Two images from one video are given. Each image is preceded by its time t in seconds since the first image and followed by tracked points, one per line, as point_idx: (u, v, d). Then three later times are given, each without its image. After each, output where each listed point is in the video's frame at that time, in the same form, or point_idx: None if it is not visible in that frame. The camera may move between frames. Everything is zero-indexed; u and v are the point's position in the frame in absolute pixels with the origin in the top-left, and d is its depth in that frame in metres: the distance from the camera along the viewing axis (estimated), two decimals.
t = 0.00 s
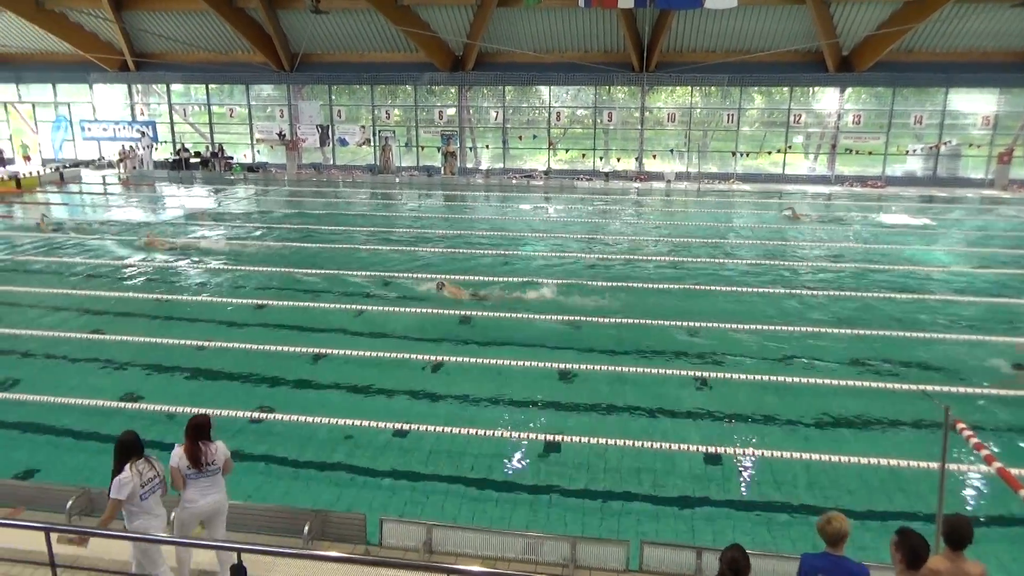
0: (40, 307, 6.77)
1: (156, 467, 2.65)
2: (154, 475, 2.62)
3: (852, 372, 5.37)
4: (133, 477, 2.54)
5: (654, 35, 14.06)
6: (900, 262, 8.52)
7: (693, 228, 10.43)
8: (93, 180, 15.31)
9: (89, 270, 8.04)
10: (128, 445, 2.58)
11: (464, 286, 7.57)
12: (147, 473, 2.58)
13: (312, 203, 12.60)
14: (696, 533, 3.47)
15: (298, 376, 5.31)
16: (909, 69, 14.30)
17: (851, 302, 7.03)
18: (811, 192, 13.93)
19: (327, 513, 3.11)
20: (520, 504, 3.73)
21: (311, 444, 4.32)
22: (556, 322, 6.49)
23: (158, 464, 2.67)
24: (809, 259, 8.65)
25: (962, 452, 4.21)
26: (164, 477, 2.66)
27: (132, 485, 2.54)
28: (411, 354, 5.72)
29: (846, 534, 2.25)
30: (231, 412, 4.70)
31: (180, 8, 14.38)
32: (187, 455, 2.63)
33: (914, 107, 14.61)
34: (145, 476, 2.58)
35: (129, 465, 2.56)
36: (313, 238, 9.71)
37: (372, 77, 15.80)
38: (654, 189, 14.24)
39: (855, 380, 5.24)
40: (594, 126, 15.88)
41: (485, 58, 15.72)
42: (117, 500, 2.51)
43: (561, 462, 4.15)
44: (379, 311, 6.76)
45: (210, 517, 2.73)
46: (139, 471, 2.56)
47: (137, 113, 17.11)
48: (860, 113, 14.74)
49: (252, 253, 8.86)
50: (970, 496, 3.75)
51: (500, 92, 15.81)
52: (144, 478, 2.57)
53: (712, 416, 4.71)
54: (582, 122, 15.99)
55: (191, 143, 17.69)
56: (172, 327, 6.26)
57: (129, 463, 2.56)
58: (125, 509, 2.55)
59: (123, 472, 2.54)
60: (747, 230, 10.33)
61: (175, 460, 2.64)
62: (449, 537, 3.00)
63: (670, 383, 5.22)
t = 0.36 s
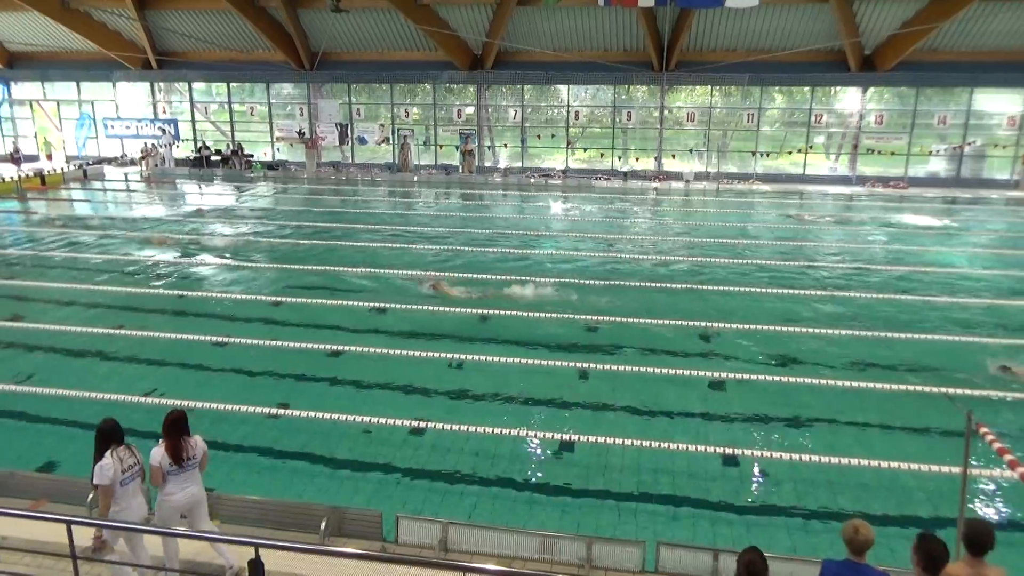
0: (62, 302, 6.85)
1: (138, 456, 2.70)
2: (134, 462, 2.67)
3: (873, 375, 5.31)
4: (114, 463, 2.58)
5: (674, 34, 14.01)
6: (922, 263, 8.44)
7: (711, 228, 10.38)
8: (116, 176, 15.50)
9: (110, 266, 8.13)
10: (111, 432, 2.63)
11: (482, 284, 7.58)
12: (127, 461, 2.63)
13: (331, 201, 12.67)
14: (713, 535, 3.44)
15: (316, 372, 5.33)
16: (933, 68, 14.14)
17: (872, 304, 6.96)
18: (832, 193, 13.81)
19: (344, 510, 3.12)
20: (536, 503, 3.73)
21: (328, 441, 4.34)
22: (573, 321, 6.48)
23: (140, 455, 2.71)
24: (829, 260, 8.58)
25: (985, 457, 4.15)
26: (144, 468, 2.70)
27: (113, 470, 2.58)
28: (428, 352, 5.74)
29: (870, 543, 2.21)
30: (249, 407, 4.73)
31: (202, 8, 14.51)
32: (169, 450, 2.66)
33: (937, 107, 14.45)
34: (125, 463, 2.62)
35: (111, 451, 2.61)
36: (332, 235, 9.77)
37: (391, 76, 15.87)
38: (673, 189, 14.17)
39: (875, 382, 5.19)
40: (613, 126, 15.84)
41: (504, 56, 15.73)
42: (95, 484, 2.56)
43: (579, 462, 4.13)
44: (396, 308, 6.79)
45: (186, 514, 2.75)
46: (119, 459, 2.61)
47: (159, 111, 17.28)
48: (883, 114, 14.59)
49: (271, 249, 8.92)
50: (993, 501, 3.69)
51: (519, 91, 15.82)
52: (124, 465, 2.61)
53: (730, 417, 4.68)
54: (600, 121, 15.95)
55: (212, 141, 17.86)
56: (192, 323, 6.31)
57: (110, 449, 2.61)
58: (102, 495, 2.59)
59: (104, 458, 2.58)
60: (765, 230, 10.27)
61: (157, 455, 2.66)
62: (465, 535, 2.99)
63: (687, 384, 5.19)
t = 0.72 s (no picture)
0: (83, 299, 6.94)
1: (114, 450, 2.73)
2: (110, 457, 2.71)
3: (893, 377, 5.26)
4: (92, 462, 2.61)
5: (692, 33, 13.93)
6: (942, 264, 8.34)
7: (728, 229, 10.32)
8: (135, 175, 15.65)
9: (130, 263, 8.22)
10: (86, 431, 2.64)
11: (497, 283, 7.58)
12: (104, 457, 2.67)
13: (347, 200, 12.71)
14: (728, 537, 3.42)
15: (331, 371, 5.36)
16: (955, 67, 13.96)
17: (891, 305, 6.89)
18: (851, 193, 13.68)
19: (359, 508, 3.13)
20: (550, 503, 3.72)
21: (343, 439, 4.36)
22: (588, 322, 6.46)
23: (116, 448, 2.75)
24: (847, 261, 8.50)
25: (1006, 460, 4.09)
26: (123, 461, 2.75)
27: (92, 468, 2.61)
28: (443, 351, 5.75)
29: (891, 549, 2.19)
30: (266, 405, 4.77)
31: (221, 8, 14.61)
32: (152, 446, 2.69)
33: (959, 106, 14.28)
34: (102, 459, 2.66)
35: (87, 449, 2.64)
36: (348, 234, 9.81)
37: (408, 75, 15.91)
38: (689, 189, 14.09)
39: (893, 385, 5.13)
40: (630, 125, 15.79)
41: (521, 56, 15.72)
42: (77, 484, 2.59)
43: (593, 462, 4.13)
44: (411, 307, 6.81)
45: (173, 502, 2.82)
46: (97, 456, 2.64)
47: (178, 110, 17.43)
48: (903, 113, 14.44)
49: (287, 248, 8.98)
50: (1013, 505, 3.65)
51: (535, 90, 15.79)
52: (102, 462, 2.65)
53: (746, 418, 4.65)
54: (617, 120, 15.91)
55: (231, 140, 18.02)
56: (210, 320, 6.37)
57: (85, 448, 2.63)
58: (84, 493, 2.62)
59: (82, 457, 2.60)
60: (783, 230, 10.19)
61: (140, 451, 2.69)
62: (479, 534, 3.00)
63: (703, 385, 5.17)
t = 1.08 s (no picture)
0: (98, 298, 6.99)
1: (87, 448, 2.76)
2: (84, 456, 2.74)
3: (908, 378, 5.21)
4: (66, 459, 2.65)
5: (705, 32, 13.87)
6: (958, 265, 8.26)
7: (741, 229, 10.26)
8: (150, 175, 15.78)
9: (144, 263, 8.27)
10: (59, 428, 2.68)
11: (509, 283, 7.58)
12: (78, 455, 2.71)
13: (360, 199, 12.76)
14: (742, 539, 3.39)
15: (343, 370, 5.38)
16: (972, 66, 13.82)
17: (906, 306, 6.82)
18: (866, 193, 13.57)
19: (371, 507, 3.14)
20: (560, 504, 3.71)
21: (356, 438, 4.36)
22: (601, 322, 6.45)
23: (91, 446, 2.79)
24: (862, 261, 8.43)
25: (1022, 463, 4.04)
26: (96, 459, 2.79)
27: (66, 466, 2.65)
28: (455, 351, 5.75)
29: (908, 554, 2.17)
30: (278, 404, 4.79)
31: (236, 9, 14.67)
32: (132, 437, 2.78)
33: (976, 105, 14.14)
34: (77, 457, 2.69)
35: (63, 447, 2.67)
36: (360, 233, 9.84)
37: (420, 75, 15.95)
38: (702, 188, 14.03)
39: (907, 386, 5.09)
40: (643, 125, 15.74)
41: (533, 56, 15.72)
42: (52, 481, 2.62)
43: (604, 462, 4.12)
44: (423, 306, 6.82)
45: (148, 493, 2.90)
46: (71, 453, 2.67)
47: (193, 111, 17.54)
48: (919, 112, 14.31)
49: (300, 248, 9.01)
50: None
51: (548, 90, 15.78)
52: (76, 459, 2.68)
53: (759, 419, 4.63)
54: (629, 120, 15.87)
55: (244, 140, 18.11)
56: (222, 320, 6.40)
57: (62, 445, 2.66)
58: (58, 490, 2.65)
59: (57, 454, 2.64)
60: (797, 230, 10.12)
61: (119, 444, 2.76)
62: (491, 534, 2.99)
63: (716, 385, 5.14)
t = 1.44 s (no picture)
0: (110, 298, 7.03)
1: (59, 446, 2.83)
2: (56, 452, 2.80)
3: (921, 379, 5.18)
4: (37, 452, 2.72)
5: (715, 32, 13.82)
6: (971, 265, 8.20)
7: (752, 228, 10.22)
8: (162, 175, 15.87)
9: (155, 262, 8.31)
10: (33, 424, 2.75)
11: (518, 283, 7.57)
12: (51, 450, 2.77)
13: (369, 199, 12.79)
14: (751, 540, 3.38)
15: (353, 369, 5.40)
16: (985, 64, 13.71)
17: (918, 306, 6.78)
18: (878, 192, 13.49)
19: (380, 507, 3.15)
20: (569, 503, 3.71)
21: (367, 438, 4.38)
22: (610, 321, 6.44)
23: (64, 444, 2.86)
24: (874, 261, 8.38)
25: None
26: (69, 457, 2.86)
27: (36, 459, 2.72)
28: (464, 351, 5.76)
29: (918, 555, 2.16)
30: (289, 403, 4.81)
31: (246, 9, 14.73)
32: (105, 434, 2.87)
33: (989, 104, 14.02)
34: (48, 452, 2.76)
35: (35, 442, 2.74)
36: (370, 233, 9.86)
37: (430, 75, 15.96)
38: (713, 188, 13.98)
39: (919, 387, 5.06)
40: (652, 124, 15.70)
41: (543, 55, 15.71)
42: (22, 473, 2.68)
43: (613, 462, 4.11)
44: (432, 306, 6.83)
45: (119, 492, 2.98)
46: (43, 448, 2.74)
47: (204, 111, 17.62)
48: (932, 111, 14.21)
49: (310, 248, 9.03)
50: None
51: (557, 89, 15.76)
52: (47, 454, 2.75)
53: (770, 420, 4.61)
54: (639, 119, 15.83)
55: (255, 141, 18.19)
56: (233, 319, 6.43)
57: (35, 439, 2.74)
58: (27, 484, 2.70)
59: (29, 447, 2.71)
60: (808, 230, 10.07)
61: (93, 442, 2.85)
62: (500, 534, 3.00)
63: (725, 386, 5.12)
